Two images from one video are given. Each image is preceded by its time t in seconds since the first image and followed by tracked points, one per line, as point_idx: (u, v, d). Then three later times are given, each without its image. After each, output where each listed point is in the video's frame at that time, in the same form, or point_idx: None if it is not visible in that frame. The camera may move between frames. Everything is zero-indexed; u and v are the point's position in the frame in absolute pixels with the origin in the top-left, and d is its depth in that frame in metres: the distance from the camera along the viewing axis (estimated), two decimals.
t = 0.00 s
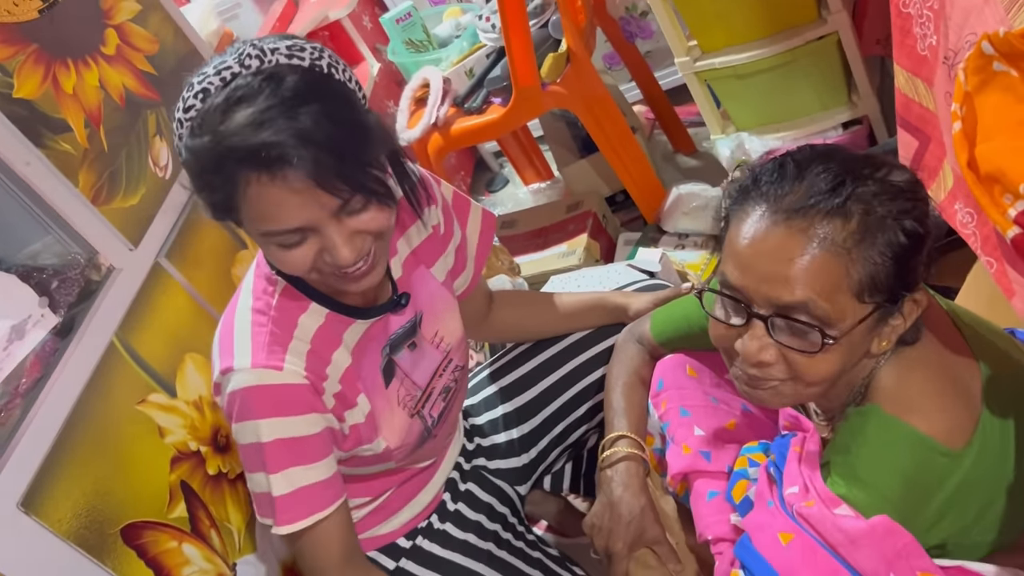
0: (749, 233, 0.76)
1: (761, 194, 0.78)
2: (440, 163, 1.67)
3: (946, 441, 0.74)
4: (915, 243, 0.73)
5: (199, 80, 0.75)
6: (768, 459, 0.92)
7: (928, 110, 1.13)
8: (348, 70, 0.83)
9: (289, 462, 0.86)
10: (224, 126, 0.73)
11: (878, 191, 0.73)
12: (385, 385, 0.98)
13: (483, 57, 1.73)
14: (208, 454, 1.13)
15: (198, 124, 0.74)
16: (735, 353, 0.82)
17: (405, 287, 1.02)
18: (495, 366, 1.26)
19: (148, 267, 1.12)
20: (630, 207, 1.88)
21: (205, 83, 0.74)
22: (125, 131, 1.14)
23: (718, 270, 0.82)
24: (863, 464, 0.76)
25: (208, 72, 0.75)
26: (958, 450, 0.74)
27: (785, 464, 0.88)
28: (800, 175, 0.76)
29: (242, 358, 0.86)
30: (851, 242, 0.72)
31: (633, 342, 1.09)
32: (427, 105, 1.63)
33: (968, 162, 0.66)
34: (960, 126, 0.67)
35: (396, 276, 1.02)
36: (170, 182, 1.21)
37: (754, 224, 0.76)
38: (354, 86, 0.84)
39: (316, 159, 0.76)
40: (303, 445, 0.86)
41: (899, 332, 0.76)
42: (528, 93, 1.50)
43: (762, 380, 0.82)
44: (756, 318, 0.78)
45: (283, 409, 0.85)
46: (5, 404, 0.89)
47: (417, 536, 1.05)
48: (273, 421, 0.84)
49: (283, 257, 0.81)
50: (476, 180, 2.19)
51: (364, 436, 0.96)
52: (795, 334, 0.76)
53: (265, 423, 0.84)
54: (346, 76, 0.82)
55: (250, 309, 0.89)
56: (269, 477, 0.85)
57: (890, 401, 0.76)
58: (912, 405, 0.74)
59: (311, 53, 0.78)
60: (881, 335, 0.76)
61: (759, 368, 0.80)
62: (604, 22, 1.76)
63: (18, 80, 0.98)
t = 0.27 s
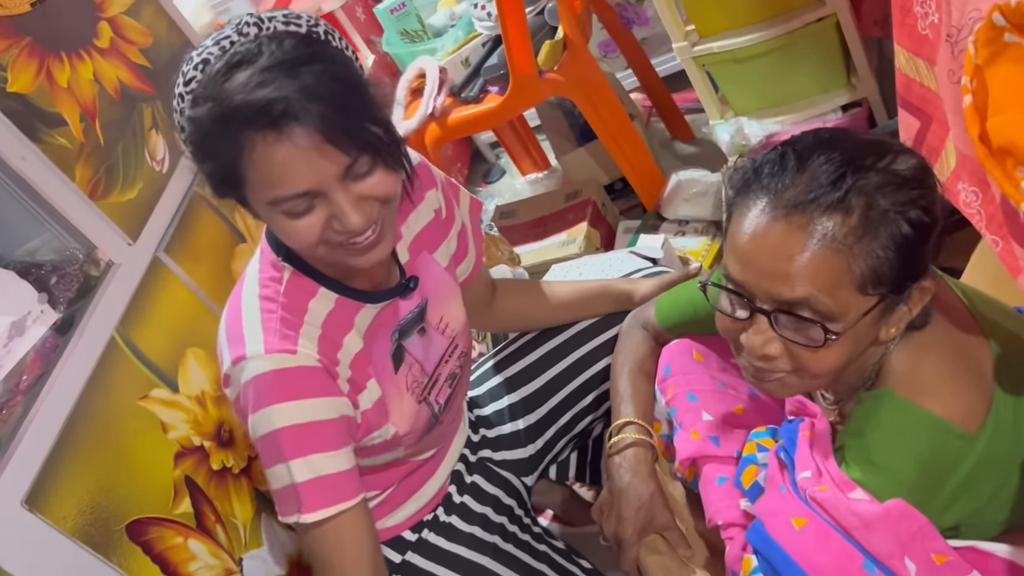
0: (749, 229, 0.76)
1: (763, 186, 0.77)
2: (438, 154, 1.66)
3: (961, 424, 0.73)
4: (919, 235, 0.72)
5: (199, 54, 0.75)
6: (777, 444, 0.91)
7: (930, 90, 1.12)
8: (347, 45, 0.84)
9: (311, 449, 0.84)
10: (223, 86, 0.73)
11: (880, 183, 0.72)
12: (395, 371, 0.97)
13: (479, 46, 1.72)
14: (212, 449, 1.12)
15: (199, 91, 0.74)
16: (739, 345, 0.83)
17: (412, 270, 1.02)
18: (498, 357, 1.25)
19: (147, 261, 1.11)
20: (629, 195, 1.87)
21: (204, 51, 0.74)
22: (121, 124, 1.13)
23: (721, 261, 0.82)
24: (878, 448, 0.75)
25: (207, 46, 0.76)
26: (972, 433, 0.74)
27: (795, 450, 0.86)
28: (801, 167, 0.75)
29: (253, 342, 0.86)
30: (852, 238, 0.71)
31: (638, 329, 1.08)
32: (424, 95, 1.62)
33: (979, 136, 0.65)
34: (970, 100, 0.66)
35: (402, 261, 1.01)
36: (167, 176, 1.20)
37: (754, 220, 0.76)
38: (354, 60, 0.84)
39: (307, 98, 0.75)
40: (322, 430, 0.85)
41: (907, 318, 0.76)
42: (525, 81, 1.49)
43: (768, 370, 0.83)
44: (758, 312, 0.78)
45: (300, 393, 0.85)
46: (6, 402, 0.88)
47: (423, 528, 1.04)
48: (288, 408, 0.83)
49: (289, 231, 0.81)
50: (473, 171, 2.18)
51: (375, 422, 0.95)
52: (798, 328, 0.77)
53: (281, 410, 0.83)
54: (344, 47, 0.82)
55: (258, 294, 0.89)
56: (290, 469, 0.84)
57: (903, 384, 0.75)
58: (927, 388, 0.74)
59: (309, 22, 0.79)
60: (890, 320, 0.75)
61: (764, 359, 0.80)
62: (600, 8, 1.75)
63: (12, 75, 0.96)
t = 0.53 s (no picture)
0: (743, 225, 0.76)
1: (757, 178, 0.77)
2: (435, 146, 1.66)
3: (972, 404, 0.74)
4: (916, 222, 0.72)
5: (205, 43, 0.75)
6: (785, 430, 0.91)
7: (929, 73, 1.11)
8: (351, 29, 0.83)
9: (312, 435, 0.83)
10: (236, 80, 0.73)
11: (873, 174, 0.71)
12: (406, 357, 0.97)
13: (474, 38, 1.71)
14: (217, 447, 1.12)
15: (210, 83, 0.74)
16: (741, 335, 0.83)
17: (419, 256, 1.03)
18: (502, 348, 1.25)
19: (147, 259, 1.10)
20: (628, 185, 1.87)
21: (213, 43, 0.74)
22: (118, 122, 1.12)
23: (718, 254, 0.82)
24: (890, 429, 0.76)
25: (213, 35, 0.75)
26: (983, 413, 0.74)
27: (804, 435, 0.87)
28: (794, 158, 0.75)
29: (257, 326, 0.86)
30: (846, 231, 0.71)
31: (643, 318, 1.09)
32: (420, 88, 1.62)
33: (985, 115, 0.65)
34: (977, 79, 0.66)
35: (408, 249, 1.02)
36: (165, 173, 1.20)
37: (747, 216, 0.75)
38: (359, 44, 0.83)
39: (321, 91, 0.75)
40: (323, 416, 0.84)
41: (911, 303, 0.76)
42: (522, 72, 1.49)
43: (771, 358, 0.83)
44: (757, 306, 0.79)
45: (304, 377, 0.84)
46: (11, 402, 0.87)
47: (432, 521, 1.04)
48: (290, 392, 0.83)
49: (298, 219, 0.81)
50: (470, 164, 2.17)
51: (383, 408, 0.95)
52: (797, 320, 0.77)
53: (282, 394, 0.83)
54: (350, 32, 0.82)
55: (262, 279, 0.88)
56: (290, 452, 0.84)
57: (913, 365, 0.76)
58: (937, 368, 0.74)
59: (315, 11, 0.78)
60: (893, 305, 0.75)
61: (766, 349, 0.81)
62: None
63: (8, 74, 0.95)
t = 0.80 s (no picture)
0: (733, 219, 0.79)
1: (743, 171, 0.79)
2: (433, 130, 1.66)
3: (976, 375, 0.75)
4: (904, 204, 0.74)
5: (210, 34, 0.73)
6: (789, 410, 0.91)
7: (929, 47, 1.09)
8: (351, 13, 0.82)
9: (304, 418, 0.83)
10: (245, 76, 0.72)
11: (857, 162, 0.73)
12: (411, 342, 0.96)
13: (470, 20, 1.70)
14: (221, 435, 1.12)
15: (217, 77, 0.72)
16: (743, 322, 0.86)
17: (421, 243, 1.02)
18: (503, 332, 1.25)
19: (147, 248, 1.09)
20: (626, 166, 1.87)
21: (220, 36, 0.72)
22: (115, 111, 1.12)
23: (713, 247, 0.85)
24: (895, 401, 0.77)
25: (219, 24, 0.74)
26: (989, 385, 0.76)
27: (808, 415, 0.86)
28: (779, 149, 0.77)
29: (257, 308, 0.85)
30: (831, 222, 0.73)
31: (645, 300, 1.11)
32: (417, 72, 1.61)
33: (991, 87, 0.66)
34: (981, 50, 0.65)
35: (412, 236, 1.01)
36: (163, 161, 1.19)
37: (736, 210, 0.78)
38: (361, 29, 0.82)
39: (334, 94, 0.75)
40: (316, 399, 0.84)
41: (909, 279, 0.77)
42: (520, 54, 1.48)
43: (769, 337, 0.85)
44: (754, 296, 0.82)
45: (301, 360, 0.84)
46: (13, 394, 0.86)
47: (440, 505, 1.05)
48: (282, 375, 0.82)
49: (315, 213, 0.81)
50: (467, 148, 2.17)
51: (385, 393, 0.95)
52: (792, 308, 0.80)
53: (275, 377, 0.83)
54: (352, 17, 0.81)
55: (262, 263, 0.88)
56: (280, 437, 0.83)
57: (919, 340, 0.77)
58: (943, 343, 0.76)
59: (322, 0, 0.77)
60: (892, 281, 0.77)
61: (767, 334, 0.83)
62: None
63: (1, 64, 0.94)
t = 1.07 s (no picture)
0: (726, 226, 0.80)
1: (728, 177, 0.80)
2: (432, 125, 1.66)
3: (984, 354, 0.75)
4: (892, 196, 0.73)
5: (205, 21, 0.73)
6: (796, 395, 0.92)
7: (929, 32, 1.10)
8: None
9: (302, 414, 0.83)
10: (241, 62, 0.71)
11: (840, 162, 0.73)
12: (418, 335, 0.96)
13: (468, 13, 1.70)
14: (228, 431, 1.12)
15: (212, 64, 0.72)
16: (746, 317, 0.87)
17: (425, 234, 1.02)
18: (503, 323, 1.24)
19: (150, 246, 1.09)
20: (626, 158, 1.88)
21: (215, 23, 0.72)
22: (116, 109, 1.11)
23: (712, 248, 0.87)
24: (903, 381, 0.77)
25: (215, 10, 0.73)
26: (996, 362, 0.76)
27: (816, 399, 0.87)
28: (761, 154, 0.77)
29: (256, 302, 0.85)
30: (818, 225, 0.74)
31: (649, 288, 1.11)
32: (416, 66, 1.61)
33: (996, 65, 0.66)
34: (987, 31, 0.66)
35: (417, 226, 1.01)
36: (164, 158, 1.19)
37: (727, 218, 0.79)
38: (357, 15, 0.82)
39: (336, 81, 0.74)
40: (315, 395, 0.84)
41: (909, 258, 0.78)
42: (519, 46, 1.48)
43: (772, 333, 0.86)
44: (755, 296, 0.84)
45: (300, 355, 0.83)
46: (20, 391, 0.86)
47: (451, 496, 1.05)
48: (283, 370, 0.82)
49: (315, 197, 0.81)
50: (466, 142, 2.17)
51: (392, 385, 0.95)
52: (791, 304, 0.81)
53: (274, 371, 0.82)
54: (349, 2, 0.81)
55: (262, 257, 0.87)
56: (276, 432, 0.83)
57: (927, 321, 0.77)
58: (950, 322, 0.76)
59: None
60: (892, 268, 0.78)
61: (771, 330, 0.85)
62: None
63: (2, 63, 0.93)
